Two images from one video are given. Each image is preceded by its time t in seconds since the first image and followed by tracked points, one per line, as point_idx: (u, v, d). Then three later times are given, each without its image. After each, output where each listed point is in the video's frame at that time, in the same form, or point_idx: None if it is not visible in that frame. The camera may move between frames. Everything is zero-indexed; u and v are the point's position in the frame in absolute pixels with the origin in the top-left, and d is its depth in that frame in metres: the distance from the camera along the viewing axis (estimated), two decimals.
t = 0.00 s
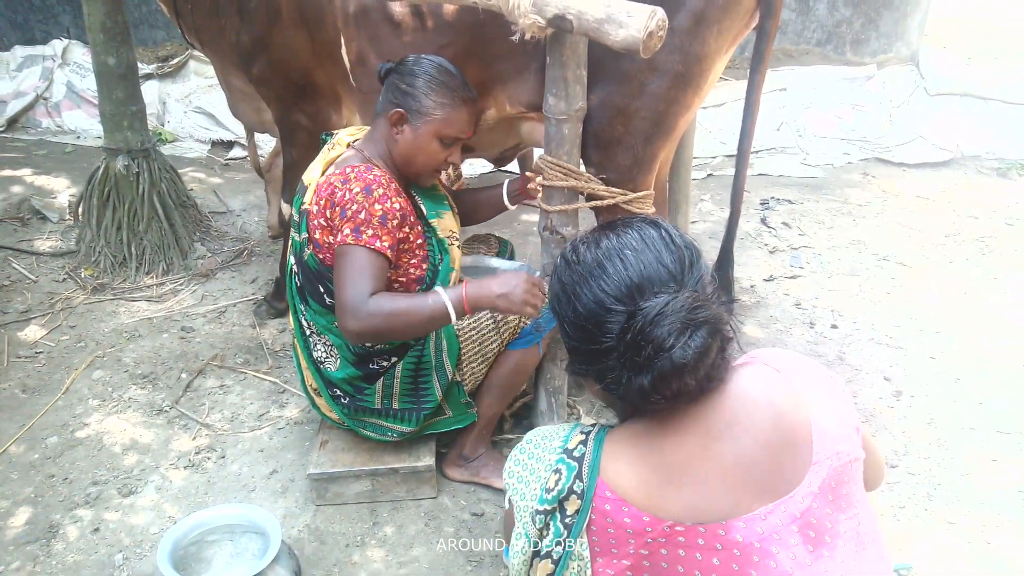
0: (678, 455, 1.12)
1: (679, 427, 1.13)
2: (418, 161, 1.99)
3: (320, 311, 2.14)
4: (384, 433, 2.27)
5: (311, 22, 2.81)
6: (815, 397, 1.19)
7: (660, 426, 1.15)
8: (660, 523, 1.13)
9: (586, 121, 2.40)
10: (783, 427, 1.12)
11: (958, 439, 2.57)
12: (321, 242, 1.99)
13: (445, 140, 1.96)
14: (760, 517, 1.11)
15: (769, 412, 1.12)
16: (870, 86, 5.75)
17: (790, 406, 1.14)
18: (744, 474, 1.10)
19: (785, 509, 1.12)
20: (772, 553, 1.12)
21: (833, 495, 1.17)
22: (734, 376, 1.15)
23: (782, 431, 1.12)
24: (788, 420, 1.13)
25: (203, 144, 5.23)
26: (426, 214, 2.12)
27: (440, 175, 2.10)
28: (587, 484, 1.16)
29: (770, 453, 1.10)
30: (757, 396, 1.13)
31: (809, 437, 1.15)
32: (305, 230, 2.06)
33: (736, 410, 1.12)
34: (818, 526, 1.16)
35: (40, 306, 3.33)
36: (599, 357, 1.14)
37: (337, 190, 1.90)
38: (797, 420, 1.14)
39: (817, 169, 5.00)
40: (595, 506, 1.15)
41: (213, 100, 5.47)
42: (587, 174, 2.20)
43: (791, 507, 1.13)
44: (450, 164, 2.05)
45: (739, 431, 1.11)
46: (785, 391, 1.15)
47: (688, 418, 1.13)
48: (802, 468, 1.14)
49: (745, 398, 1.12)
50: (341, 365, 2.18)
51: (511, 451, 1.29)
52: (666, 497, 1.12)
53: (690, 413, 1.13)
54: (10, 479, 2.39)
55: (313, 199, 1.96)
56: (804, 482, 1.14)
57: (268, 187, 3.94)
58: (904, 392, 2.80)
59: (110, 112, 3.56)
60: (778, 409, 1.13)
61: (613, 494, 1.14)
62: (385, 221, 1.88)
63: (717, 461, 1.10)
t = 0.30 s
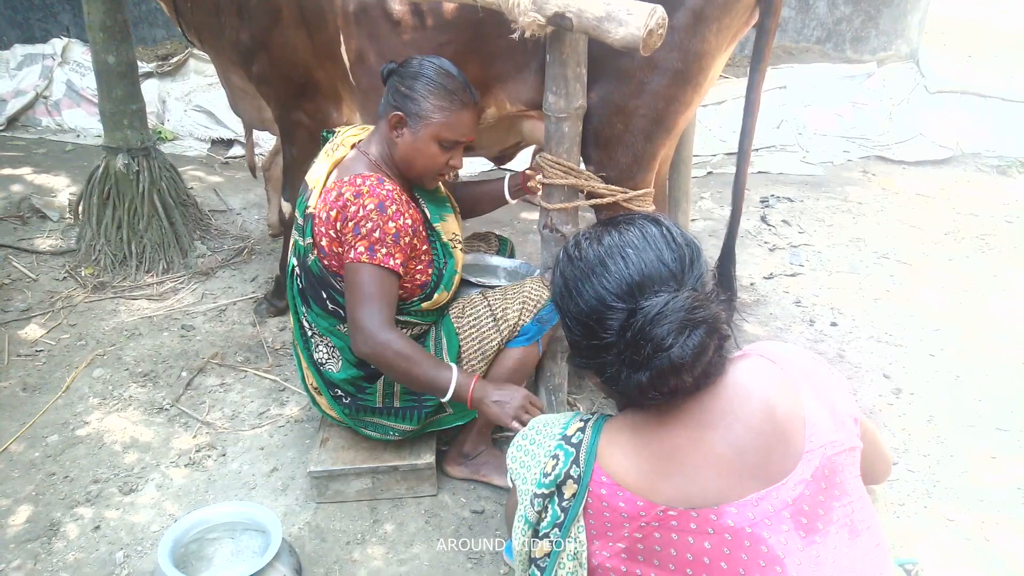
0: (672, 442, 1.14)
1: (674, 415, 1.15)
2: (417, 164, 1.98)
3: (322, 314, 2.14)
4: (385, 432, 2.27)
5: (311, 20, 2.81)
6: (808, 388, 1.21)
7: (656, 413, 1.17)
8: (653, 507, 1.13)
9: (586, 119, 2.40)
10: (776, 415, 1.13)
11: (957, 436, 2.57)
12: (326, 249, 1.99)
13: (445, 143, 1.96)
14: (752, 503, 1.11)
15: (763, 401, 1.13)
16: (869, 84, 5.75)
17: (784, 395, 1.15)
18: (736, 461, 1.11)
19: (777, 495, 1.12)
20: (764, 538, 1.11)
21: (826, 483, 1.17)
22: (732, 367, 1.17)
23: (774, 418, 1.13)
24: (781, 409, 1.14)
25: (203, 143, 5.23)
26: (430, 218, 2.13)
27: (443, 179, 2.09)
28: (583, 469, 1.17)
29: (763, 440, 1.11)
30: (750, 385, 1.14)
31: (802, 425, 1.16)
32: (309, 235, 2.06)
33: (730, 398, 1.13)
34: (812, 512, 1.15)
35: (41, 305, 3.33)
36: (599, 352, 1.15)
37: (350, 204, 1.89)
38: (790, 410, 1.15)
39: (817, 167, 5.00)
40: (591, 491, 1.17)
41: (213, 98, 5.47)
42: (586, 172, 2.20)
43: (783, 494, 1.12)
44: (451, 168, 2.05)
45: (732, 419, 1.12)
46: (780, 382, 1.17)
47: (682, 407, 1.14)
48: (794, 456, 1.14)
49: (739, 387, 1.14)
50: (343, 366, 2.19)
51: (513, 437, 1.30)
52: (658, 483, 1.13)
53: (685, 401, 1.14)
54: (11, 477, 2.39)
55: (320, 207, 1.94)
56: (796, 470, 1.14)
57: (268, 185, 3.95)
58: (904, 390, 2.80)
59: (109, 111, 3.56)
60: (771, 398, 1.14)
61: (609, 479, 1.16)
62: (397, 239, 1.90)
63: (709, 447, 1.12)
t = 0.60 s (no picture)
0: (675, 436, 1.14)
1: (677, 409, 1.15)
2: (420, 166, 1.98)
3: (321, 316, 2.14)
4: (385, 431, 2.28)
5: (309, 17, 2.81)
6: (811, 386, 1.22)
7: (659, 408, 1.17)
8: (654, 501, 1.14)
9: (585, 117, 2.40)
10: (779, 411, 1.13)
11: (955, 432, 2.58)
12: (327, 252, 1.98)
13: (448, 145, 1.95)
14: (753, 498, 1.11)
15: (766, 398, 1.14)
16: (867, 81, 5.75)
17: (786, 392, 1.15)
18: (738, 456, 1.11)
19: (778, 490, 1.12)
20: (765, 533, 1.11)
21: (827, 479, 1.17)
22: (737, 363, 1.17)
23: (777, 414, 1.13)
24: (784, 406, 1.14)
25: (200, 141, 5.22)
26: (429, 220, 2.13)
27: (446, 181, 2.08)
28: (585, 462, 1.18)
29: (765, 436, 1.12)
30: (754, 381, 1.14)
31: (804, 422, 1.16)
32: (309, 238, 2.06)
33: (733, 394, 1.13)
34: (812, 507, 1.15)
35: (38, 304, 3.33)
36: (605, 345, 1.15)
37: (352, 210, 1.88)
38: (792, 407, 1.15)
39: (815, 164, 5.00)
40: (592, 483, 1.17)
41: (210, 96, 5.46)
42: (584, 169, 2.21)
43: (784, 490, 1.13)
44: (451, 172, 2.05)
45: (735, 415, 1.12)
46: (783, 379, 1.18)
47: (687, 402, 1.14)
48: (797, 452, 1.14)
49: (742, 384, 1.14)
50: (342, 367, 2.19)
51: (515, 429, 1.30)
52: (660, 477, 1.14)
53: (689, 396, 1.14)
54: (9, 476, 2.39)
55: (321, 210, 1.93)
56: (798, 465, 1.14)
57: (265, 183, 3.94)
58: (902, 386, 2.80)
59: (106, 109, 3.55)
60: (774, 395, 1.14)
61: (610, 472, 1.16)
62: (398, 244, 1.90)
63: (712, 442, 1.12)
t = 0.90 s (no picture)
0: (674, 432, 1.14)
1: (676, 406, 1.15)
2: (419, 157, 1.98)
3: (318, 308, 2.14)
4: (382, 424, 2.28)
5: (308, 9, 2.80)
6: (809, 383, 1.22)
7: (658, 404, 1.17)
8: (653, 497, 1.14)
9: (584, 110, 2.40)
10: (778, 407, 1.14)
11: (951, 428, 2.59)
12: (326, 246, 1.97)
13: (447, 136, 1.95)
14: (752, 494, 1.12)
15: (765, 394, 1.14)
16: (866, 77, 5.75)
17: (784, 388, 1.16)
18: (737, 452, 1.12)
19: (777, 487, 1.12)
20: (764, 529, 1.12)
21: (826, 476, 1.17)
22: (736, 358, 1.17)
23: (776, 410, 1.14)
24: (782, 402, 1.15)
25: (198, 133, 5.21)
26: (427, 214, 2.13)
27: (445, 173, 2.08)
28: (583, 457, 1.18)
29: (764, 432, 1.12)
30: (753, 377, 1.15)
31: (802, 418, 1.17)
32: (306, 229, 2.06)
33: (733, 390, 1.14)
34: (811, 504, 1.15)
35: (35, 296, 3.32)
36: (605, 340, 1.15)
37: (351, 202, 1.87)
38: (791, 404, 1.16)
39: (814, 160, 5.00)
40: (591, 479, 1.17)
41: (207, 89, 5.44)
42: (583, 162, 2.20)
43: (783, 486, 1.13)
44: (450, 163, 2.05)
45: (735, 411, 1.13)
46: (781, 375, 1.18)
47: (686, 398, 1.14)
48: (795, 448, 1.15)
49: (741, 381, 1.14)
50: (340, 359, 2.19)
51: (512, 424, 1.30)
52: (659, 473, 1.14)
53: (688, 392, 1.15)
54: (6, 468, 2.39)
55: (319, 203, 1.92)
56: (796, 462, 1.15)
57: (263, 176, 3.93)
58: (898, 382, 2.81)
59: (103, 101, 3.54)
60: (772, 391, 1.15)
61: (609, 468, 1.16)
62: (398, 236, 1.90)
63: (711, 438, 1.12)
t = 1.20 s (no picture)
0: (674, 429, 1.14)
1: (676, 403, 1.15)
2: (420, 151, 1.97)
3: (316, 301, 2.14)
4: (380, 419, 2.28)
5: (308, 4, 2.79)
6: (810, 380, 1.22)
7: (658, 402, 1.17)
8: (652, 494, 1.14)
9: (584, 105, 2.40)
10: (777, 404, 1.14)
11: (950, 424, 2.59)
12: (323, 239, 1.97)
13: (448, 131, 1.95)
14: (751, 492, 1.12)
15: (765, 391, 1.14)
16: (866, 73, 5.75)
17: (784, 385, 1.16)
18: (736, 450, 1.12)
19: (777, 484, 1.13)
20: (764, 527, 1.12)
21: (826, 474, 1.17)
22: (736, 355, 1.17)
23: (776, 407, 1.14)
24: (783, 400, 1.15)
25: (197, 128, 5.21)
26: (426, 209, 2.13)
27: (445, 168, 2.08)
28: (582, 455, 1.18)
29: (764, 429, 1.12)
30: (753, 374, 1.15)
31: (803, 415, 1.17)
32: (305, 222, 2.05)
33: (734, 387, 1.14)
34: (811, 501, 1.15)
35: (34, 290, 3.31)
36: (606, 337, 1.15)
37: (347, 194, 1.87)
38: (791, 401, 1.16)
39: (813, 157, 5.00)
40: (590, 476, 1.17)
41: (206, 84, 5.43)
42: (583, 158, 2.19)
43: (783, 483, 1.13)
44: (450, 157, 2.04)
45: (735, 408, 1.13)
46: (781, 372, 1.18)
47: (686, 398, 1.14)
48: (795, 445, 1.15)
49: (742, 378, 1.14)
50: (338, 353, 2.19)
51: (511, 421, 1.30)
52: (659, 470, 1.14)
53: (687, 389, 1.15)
54: (4, 461, 2.39)
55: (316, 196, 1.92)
56: (796, 459, 1.15)
57: (262, 171, 3.93)
58: (897, 378, 2.82)
59: (102, 95, 3.53)
60: (773, 389, 1.15)
61: (608, 465, 1.16)
62: (394, 230, 1.90)
63: (711, 435, 1.12)
